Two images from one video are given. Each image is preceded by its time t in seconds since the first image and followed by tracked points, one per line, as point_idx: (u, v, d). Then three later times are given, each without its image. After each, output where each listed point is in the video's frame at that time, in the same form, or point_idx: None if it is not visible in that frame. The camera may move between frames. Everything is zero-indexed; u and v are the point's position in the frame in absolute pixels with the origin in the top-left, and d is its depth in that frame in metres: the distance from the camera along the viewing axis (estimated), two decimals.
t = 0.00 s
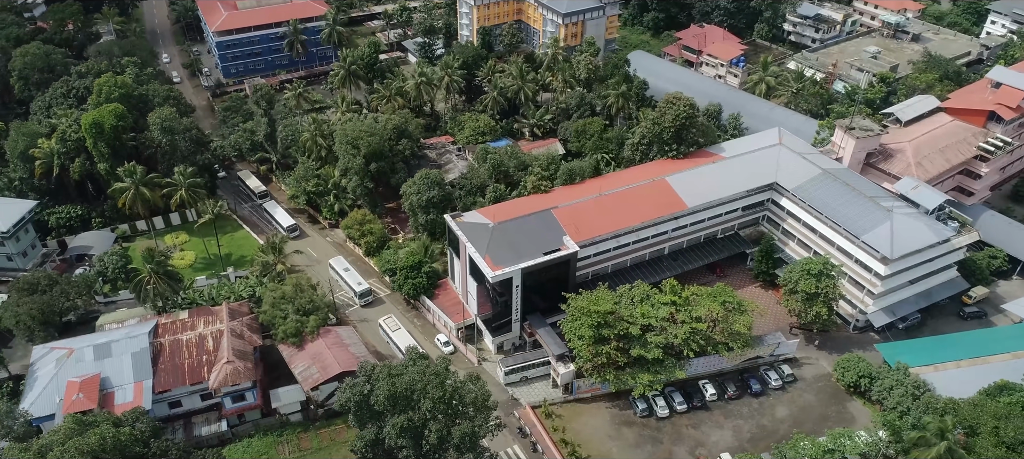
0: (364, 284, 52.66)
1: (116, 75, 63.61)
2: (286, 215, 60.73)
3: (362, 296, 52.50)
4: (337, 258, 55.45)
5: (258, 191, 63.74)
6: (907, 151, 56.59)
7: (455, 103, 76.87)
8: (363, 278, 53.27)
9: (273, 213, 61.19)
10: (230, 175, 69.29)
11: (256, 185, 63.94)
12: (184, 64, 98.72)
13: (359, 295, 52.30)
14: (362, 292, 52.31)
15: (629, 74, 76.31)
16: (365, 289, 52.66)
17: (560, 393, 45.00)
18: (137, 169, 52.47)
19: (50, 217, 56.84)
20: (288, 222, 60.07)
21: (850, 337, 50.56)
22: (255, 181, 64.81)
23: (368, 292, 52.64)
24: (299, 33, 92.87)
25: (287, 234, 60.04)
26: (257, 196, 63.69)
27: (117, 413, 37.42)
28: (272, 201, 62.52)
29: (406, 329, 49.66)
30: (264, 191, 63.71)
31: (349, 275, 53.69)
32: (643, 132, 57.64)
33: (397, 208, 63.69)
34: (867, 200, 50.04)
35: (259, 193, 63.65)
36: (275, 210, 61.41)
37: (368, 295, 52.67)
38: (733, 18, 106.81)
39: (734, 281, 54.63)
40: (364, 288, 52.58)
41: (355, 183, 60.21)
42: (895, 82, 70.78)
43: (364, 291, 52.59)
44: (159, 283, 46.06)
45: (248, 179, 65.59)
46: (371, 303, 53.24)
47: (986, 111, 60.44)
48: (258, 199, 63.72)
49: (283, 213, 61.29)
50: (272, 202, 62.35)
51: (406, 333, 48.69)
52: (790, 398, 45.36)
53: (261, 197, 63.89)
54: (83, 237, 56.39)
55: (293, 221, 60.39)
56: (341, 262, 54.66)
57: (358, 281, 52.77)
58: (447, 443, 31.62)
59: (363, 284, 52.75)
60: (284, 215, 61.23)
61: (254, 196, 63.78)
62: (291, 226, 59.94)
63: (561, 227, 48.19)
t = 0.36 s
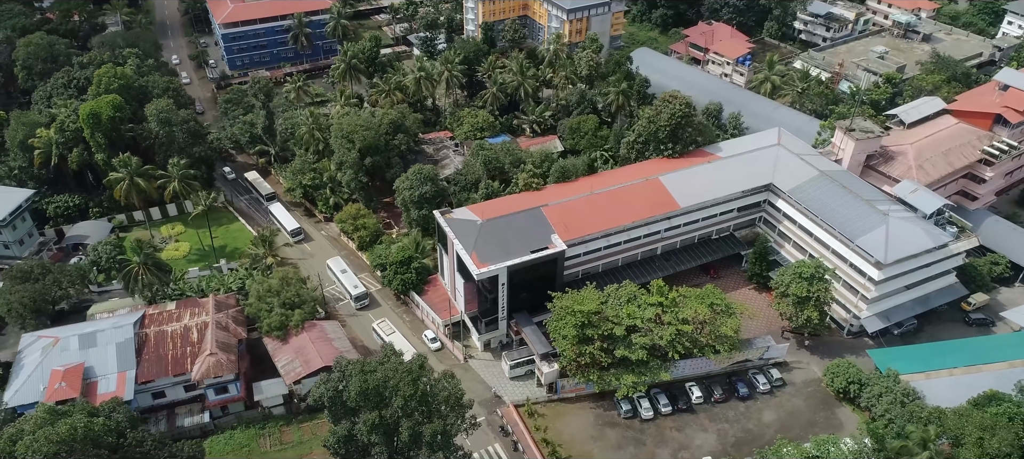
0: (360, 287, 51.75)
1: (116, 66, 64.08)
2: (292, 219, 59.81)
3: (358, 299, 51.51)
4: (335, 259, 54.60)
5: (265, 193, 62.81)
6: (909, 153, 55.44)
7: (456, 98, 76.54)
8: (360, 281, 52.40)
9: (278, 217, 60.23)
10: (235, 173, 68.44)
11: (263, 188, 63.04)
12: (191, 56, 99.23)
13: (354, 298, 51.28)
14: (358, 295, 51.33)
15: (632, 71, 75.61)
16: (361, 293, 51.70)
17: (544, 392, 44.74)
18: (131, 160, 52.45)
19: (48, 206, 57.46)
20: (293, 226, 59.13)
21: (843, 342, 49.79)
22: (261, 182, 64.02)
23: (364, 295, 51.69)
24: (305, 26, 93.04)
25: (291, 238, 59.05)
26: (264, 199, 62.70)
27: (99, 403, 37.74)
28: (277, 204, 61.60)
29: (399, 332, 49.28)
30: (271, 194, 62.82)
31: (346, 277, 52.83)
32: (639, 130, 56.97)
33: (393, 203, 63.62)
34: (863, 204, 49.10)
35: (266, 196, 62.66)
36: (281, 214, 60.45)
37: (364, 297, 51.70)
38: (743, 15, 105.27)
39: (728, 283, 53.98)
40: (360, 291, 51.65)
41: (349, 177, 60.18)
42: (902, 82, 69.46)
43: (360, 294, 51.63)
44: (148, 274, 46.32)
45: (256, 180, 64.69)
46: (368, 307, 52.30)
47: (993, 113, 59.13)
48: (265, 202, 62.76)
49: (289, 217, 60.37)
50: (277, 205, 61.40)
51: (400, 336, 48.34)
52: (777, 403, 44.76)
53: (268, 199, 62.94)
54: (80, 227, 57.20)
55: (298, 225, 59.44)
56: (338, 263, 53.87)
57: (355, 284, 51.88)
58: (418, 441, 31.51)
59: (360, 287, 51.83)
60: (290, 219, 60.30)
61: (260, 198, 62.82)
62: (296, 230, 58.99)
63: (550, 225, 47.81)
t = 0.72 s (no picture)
0: (352, 290, 51.14)
1: (115, 58, 64.45)
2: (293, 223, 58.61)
3: (349, 302, 50.91)
4: (329, 260, 54.09)
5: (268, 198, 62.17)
6: (908, 157, 54.18)
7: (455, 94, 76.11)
8: (352, 284, 51.83)
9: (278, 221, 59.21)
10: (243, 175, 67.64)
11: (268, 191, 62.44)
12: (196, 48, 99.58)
13: (346, 301, 50.78)
14: (350, 298, 50.83)
15: (632, 69, 74.72)
16: (353, 296, 51.09)
17: (525, 393, 44.38)
18: (123, 152, 52.60)
19: (43, 196, 57.94)
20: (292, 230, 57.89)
21: (834, 349, 48.95)
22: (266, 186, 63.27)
23: (356, 298, 51.16)
24: (308, 19, 93.08)
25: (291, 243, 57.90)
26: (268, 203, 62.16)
27: (77, 393, 37.97)
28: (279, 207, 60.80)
29: (391, 338, 48.87)
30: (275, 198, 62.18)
31: (338, 279, 52.27)
32: (633, 129, 56.23)
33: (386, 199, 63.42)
34: (857, 208, 48.09)
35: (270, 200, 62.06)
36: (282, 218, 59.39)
37: (355, 301, 51.14)
38: (751, 14, 103.51)
39: (720, 286, 53.23)
40: (352, 293, 51.03)
41: (342, 172, 60.02)
42: (907, 84, 67.97)
43: (352, 297, 51.10)
44: (134, 265, 46.46)
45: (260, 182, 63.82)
46: (359, 311, 51.55)
47: (999, 118, 57.10)
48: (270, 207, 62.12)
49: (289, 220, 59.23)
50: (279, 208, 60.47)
51: (393, 342, 47.97)
52: (762, 409, 44.07)
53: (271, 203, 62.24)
54: (75, 217, 57.33)
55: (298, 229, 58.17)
56: (331, 265, 53.36)
57: (346, 287, 51.34)
58: (385, 440, 31.32)
59: (352, 290, 51.29)
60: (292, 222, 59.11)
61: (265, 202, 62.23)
62: (296, 235, 57.75)
63: (537, 224, 47.33)
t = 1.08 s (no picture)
0: (340, 293, 50.19)
1: (112, 49, 64.72)
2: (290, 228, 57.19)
3: (337, 306, 50.05)
4: (319, 262, 53.01)
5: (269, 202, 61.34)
6: (906, 162, 52.81)
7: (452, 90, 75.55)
8: (341, 287, 50.87)
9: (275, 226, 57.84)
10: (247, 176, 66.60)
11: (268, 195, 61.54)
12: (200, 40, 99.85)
13: (334, 304, 49.86)
14: (338, 301, 49.88)
15: (632, 67, 73.73)
16: (341, 299, 50.16)
17: (504, 395, 43.96)
18: (112, 143, 52.46)
19: (37, 186, 58.38)
20: (288, 236, 56.52)
21: (823, 357, 48.01)
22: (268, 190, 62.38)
23: (344, 302, 50.25)
24: (311, 13, 92.78)
25: (287, 248, 56.66)
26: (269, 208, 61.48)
27: (53, 385, 38.17)
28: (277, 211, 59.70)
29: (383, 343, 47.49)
30: (275, 202, 61.37)
31: (327, 282, 51.24)
32: (625, 129, 55.37)
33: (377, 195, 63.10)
34: (849, 214, 46.97)
35: (270, 204, 61.28)
36: (280, 222, 57.99)
37: (343, 304, 50.25)
38: (759, 12, 101.54)
39: (710, 290, 52.38)
40: (340, 297, 50.09)
41: (332, 167, 59.77)
42: (912, 87, 66.31)
43: (340, 301, 50.14)
44: (117, 258, 46.46)
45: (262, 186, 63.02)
46: (347, 315, 50.70)
47: (1002, 124, 55.67)
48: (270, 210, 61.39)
49: (286, 225, 57.81)
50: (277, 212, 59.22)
51: (386, 346, 46.55)
52: (744, 417, 43.31)
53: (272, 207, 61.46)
54: (68, 208, 58.09)
55: (294, 234, 56.80)
56: (321, 267, 52.34)
57: (334, 290, 50.36)
58: (347, 440, 31.13)
59: (340, 293, 50.31)
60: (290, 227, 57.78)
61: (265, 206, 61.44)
62: (291, 240, 56.43)
63: (520, 224, 46.75)
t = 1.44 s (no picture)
0: (326, 298, 49.26)
1: (108, 40, 64.88)
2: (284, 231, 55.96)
3: (323, 311, 49.14)
4: (307, 265, 52.03)
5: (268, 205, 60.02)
6: (904, 168, 51.35)
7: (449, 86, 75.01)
8: (328, 291, 49.96)
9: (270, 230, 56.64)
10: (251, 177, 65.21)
11: (265, 197, 60.27)
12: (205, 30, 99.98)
13: (320, 309, 48.97)
14: (324, 306, 49.00)
15: (631, 65, 72.66)
16: (327, 304, 49.24)
17: (480, 396, 43.45)
18: (101, 134, 52.60)
19: (30, 175, 58.81)
20: (282, 240, 55.24)
21: (810, 365, 47.00)
22: (266, 192, 61.00)
23: (330, 307, 49.36)
24: (313, 5, 92.42)
25: (281, 253, 55.36)
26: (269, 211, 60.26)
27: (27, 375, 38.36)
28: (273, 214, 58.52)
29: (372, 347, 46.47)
30: (274, 204, 60.10)
31: (315, 285, 50.34)
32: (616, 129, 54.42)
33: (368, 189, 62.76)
34: (840, 220, 45.78)
35: (270, 207, 60.03)
36: (274, 225, 56.78)
37: (329, 309, 49.32)
38: (768, 11, 98.57)
39: (698, 294, 51.46)
40: (326, 301, 49.17)
41: (322, 161, 59.47)
42: (917, 89, 64.59)
43: (326, 305, 49.23)
44: (100, 250, 46.43)
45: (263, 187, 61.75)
46: (334, 319, 49.74)
47: (1006, 130, 53.90)
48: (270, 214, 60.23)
49: (280, 228, 56.59)
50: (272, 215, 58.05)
51: (379, 349, 45.60)
52: (724, 425, 42.49)
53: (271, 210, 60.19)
54: (60, 197, 58.43)
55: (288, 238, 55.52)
56: (309, 270, 51.39)
57: (321, 295, 49.45)
58: (308, 440, 30.87)
59: (326, 297, 49.39)
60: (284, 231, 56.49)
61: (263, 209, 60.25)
62: (285, 244, 55.11)
63: (503, 224, 46.14)
